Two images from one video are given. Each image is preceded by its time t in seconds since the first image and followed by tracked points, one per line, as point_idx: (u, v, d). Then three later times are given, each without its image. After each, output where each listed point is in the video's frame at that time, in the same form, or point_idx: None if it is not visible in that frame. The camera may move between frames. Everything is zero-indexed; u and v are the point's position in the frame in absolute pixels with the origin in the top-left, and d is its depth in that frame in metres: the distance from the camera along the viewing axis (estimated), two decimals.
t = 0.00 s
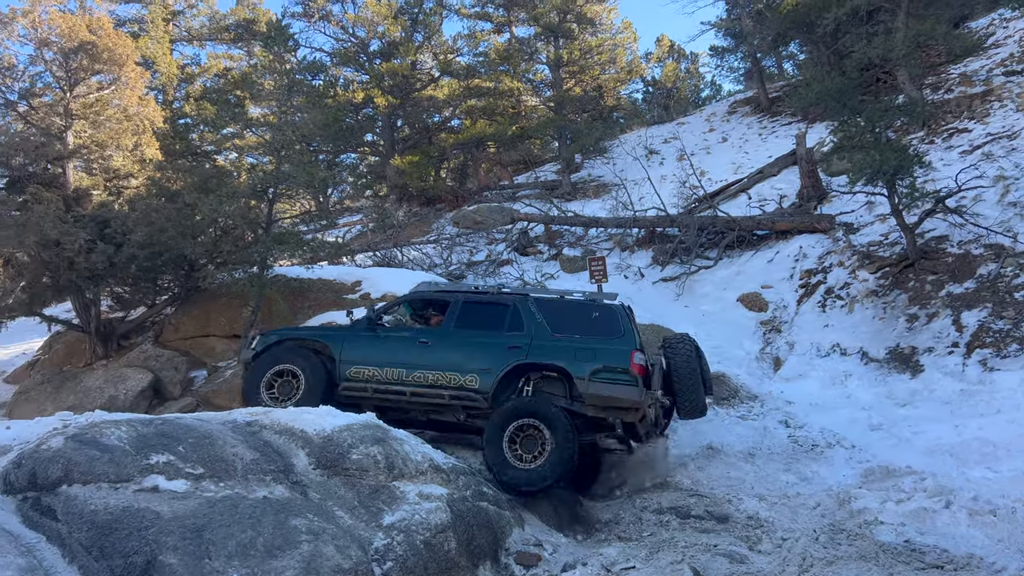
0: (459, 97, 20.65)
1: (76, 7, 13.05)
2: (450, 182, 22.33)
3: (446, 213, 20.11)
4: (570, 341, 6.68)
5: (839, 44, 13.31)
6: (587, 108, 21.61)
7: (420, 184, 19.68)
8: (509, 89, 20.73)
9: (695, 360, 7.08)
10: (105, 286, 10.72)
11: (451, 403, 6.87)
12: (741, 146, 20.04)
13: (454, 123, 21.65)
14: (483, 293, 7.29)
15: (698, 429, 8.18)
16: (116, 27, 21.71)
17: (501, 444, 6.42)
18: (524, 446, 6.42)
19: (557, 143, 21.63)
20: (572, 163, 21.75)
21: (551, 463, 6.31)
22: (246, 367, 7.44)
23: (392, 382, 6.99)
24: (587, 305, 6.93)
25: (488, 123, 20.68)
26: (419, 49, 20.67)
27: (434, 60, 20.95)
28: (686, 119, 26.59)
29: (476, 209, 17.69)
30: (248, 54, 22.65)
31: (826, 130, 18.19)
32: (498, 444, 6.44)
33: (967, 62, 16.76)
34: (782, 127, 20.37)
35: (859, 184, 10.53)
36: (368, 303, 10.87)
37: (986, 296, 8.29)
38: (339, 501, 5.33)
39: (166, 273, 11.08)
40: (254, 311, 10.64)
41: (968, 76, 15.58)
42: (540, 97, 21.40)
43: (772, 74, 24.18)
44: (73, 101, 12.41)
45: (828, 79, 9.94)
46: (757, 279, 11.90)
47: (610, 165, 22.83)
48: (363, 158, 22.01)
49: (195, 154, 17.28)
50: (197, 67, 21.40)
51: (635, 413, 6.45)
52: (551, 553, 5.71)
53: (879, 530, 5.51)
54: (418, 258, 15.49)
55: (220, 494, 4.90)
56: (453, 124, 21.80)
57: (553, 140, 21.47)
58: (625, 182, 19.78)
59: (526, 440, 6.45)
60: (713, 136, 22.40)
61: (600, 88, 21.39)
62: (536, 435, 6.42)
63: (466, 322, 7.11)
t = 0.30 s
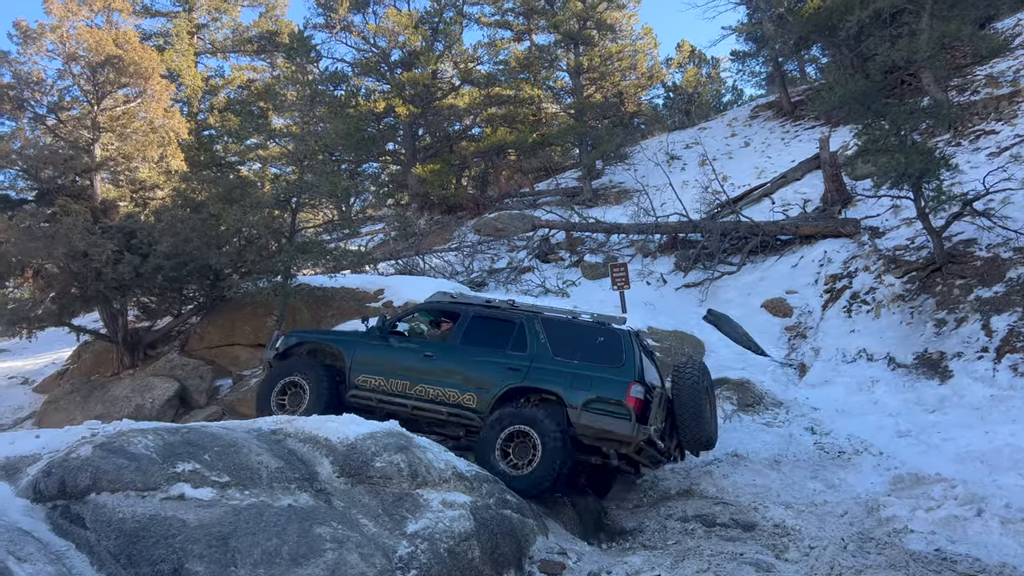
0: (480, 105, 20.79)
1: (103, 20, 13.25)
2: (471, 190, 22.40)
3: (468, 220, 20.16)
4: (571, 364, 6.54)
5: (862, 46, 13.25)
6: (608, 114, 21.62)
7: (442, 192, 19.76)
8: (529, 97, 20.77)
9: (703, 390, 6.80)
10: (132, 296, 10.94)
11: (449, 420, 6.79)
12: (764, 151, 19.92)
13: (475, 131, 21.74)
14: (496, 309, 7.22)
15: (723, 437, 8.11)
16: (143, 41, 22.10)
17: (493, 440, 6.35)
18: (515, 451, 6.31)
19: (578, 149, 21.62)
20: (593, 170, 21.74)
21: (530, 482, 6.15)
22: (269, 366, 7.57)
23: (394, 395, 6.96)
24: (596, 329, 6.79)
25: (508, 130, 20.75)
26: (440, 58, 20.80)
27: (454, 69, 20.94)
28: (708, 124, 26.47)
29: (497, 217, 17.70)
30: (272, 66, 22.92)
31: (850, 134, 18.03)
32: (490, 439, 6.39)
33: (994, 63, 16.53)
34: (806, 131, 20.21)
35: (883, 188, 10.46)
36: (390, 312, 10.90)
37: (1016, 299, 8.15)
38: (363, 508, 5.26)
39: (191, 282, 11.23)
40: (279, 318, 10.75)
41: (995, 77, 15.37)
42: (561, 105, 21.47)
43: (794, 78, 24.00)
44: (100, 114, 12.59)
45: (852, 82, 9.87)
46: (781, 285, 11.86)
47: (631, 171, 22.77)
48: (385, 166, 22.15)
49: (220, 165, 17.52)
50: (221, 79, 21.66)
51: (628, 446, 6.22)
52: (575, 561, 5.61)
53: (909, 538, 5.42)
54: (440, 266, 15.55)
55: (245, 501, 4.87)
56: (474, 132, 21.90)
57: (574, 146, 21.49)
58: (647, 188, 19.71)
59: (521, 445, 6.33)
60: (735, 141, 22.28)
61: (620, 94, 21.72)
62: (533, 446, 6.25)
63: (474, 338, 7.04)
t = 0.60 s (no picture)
0: (494, 113, 20.90)
1: (122, 33, 13.34)
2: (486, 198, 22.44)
3: (483, 228, 20.16)
4: (583, 360, 6.47)
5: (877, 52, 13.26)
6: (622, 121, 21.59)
7: (457, 201, 19.78)
8: (544, 103, 20.96)
9: (714, 381, 6.68)
10: (150, 305, 11.10)
11: (466, 419, 6.76)
12: (780, 156, 19.82)
13: (489, 139, 21.80)
14: (508, 311, 7.18)
15: (742, 444, 8.04)
16: (162, 53, 22.33)
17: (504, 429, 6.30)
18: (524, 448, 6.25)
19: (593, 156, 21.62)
20: (608, 176, 21.70)
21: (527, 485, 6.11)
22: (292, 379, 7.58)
23: (413, 396, 6.96)
24: (605, 324, 6.70)
25: (523, 138, 20.78)
26: (454, 66, 20.85)
27: (469, 77, 21.10)
28: (723, 130, 26.37)
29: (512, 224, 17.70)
30: (288, 76, 23.09)
31: (867, 139, 17.90)
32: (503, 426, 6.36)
33: (1013, 66, 16.35)
34: (822, 136, 20.09)
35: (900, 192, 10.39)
36: (406, 319, 10.93)
37: None
38: (379, 516, 5.20)
39: (209, 291, 11.28)
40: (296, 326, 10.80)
41: (1015, 79, 15.19)
42: (575, 112, 21.40)
43: (810, 83, 23.85)
44: (120, 125, 12.82)
45: (869, 86, 9.83)
46: (799, 290, 11.78)
47: (646, 177, 22.71)
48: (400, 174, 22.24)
49: (238, 175, 17.67)
50: (238, 89, 21.81)
51: (639, 435, 6.07)
52: (593, 569, 5.48)
53: (931, 547, 5.33)
54: (455, 274, 15.57)
55: (263, 509, 4.85)
56: (488, 140, 21.98)
57: (588, 153, 21.51)
58: (662, 194, 19.65)
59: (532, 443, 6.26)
60: (751, 146, 22.19)
61: (634, 101, 21.72)
62: (545, 446, 6.17)
63: (489, 339, 7.00)
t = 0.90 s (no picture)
0: (505, 121, 20.98)
1: (137, 44, 13.45)
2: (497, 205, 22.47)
3: (494, 235, 20.17)
4: (594, 364, 6.46)
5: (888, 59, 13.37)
6: (633, 127, 21.56)
7: (468, 209, 19.83)
8: (555, 111, 21.05)
9: (724, 389, 6.67)
10: (165, 313, 11.19)
11: (475, 423, 6.77)
12: (792, 162, 19.75)
13: (500, 146, 21.87)
14: (518, 315, 7.15)
15: (755, 452, 7.99)
16: (176, 63, 22.53)
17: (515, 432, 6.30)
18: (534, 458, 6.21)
19: (604, 163, 21.62)
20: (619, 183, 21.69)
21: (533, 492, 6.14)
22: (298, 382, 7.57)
23: (422, 400, 6.96)
24: (616, 329, 6.68)
25: (534, 145, 20.82)
26: (465, 75, 20.95)
27: (479, 86, 21.20)
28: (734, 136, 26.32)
29: (523, 231, 17.69)
30: (300, 85, 23.22)
31: (880, 144, 17.82)
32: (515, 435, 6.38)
33: None
34: (834, 142, 20.01)
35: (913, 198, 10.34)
36: (418, 327, 10.94)
37: None
38: (392, 524, 5.17)
39: (222, 300, 11.38)
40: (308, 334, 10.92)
41: None
42: (586, 119, 21.47)
43: (822, 88, 23.75)
44: (134, 135, 12.90)
45: (881, 92, 9.80)
46: (812, 297, 11.74)
47: (657, 184, 22.68)
48: (412, 183, 22.30)
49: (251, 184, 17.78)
50: (250, 99, 21.92)
51: (652, 439, 6.10)
52: None
53: (949, 556, 5.26)
54: (467, 281, 15.60)
55: (275, 517, 4.83)
56: (499, 147, 22.06)
57: (599, 160, 21.54)
58: (674, 201, 19.63)
59: (542, 453, 6.22)
60: (762, 152, 22.12)
61: (645, 108, 21.57)
62: (557, 455, 6.13)
63: (498, 343, 6.98)
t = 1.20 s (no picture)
0: (513, 128, 21.07)
1: (147, 54, 13.56)
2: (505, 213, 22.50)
3: (502, 242, 20.21)
4: (598, 379, 6.42)
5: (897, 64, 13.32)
6: (641, 134, 21.56)
7: (476, 216, 19.89)
8: (563, 118, 21.13)
9: (731, 398, 6.62)
10: (174, 321, 11.17)
11: (480, 439, 6.75)
12: (800, 168, 19.72)
13: (508, 154, 21.93)
14: (520, 327, 7.13)
15: (765, 460, 7.95)
16: (186, 72, 22.70)
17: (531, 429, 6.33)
18: (539, 460, 6.26)
19: (611, 170, 21.64)
20: (627, 190, 21.71)
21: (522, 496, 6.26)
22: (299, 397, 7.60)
23: (425, 416, 6.95)
24: (620, 341, 6.64)
25: (541, 152, 20.87)
26: (473, 83, 21.03)
27: (487, 93, 21.28)
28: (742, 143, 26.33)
29: (531, 238, 17.71)
30: (309, 94, 23.34)
31: (889, 151, 17.78)
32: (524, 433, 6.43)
33: None
34: (843, 148, 19.97)
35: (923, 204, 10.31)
36: (426, 335, 10.95)
37: None
38: (400, 532, 5.15)
39: (231, 308, 11.37)
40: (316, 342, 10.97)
41: None
42: (594, 126, 21.54)
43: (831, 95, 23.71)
44: (144, 144, 13.00)
45: (889, 98, 9.80)
46: (821, 304, 11.71)
47: (666, 191, 22.68)
48: (420, 190, 22.37)
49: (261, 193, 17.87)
50: (260, 108, 22.04)
51: (659, 456, 6.05)
52: None
53: (962, 565, 5.19)
54: (475, 289, 15.62)
55: (284, 525, 4.82)
56: (507, 155, 22.16)
57: (607, 167, 21.57)
58: (682, 208, 19.62)
59: (551, 458, 6.26)
60: (771, 159, 22.10)
61: (653, 115, 21.59)
62: (565, 464, 6.15)
63: (501, 357, 6.97)
